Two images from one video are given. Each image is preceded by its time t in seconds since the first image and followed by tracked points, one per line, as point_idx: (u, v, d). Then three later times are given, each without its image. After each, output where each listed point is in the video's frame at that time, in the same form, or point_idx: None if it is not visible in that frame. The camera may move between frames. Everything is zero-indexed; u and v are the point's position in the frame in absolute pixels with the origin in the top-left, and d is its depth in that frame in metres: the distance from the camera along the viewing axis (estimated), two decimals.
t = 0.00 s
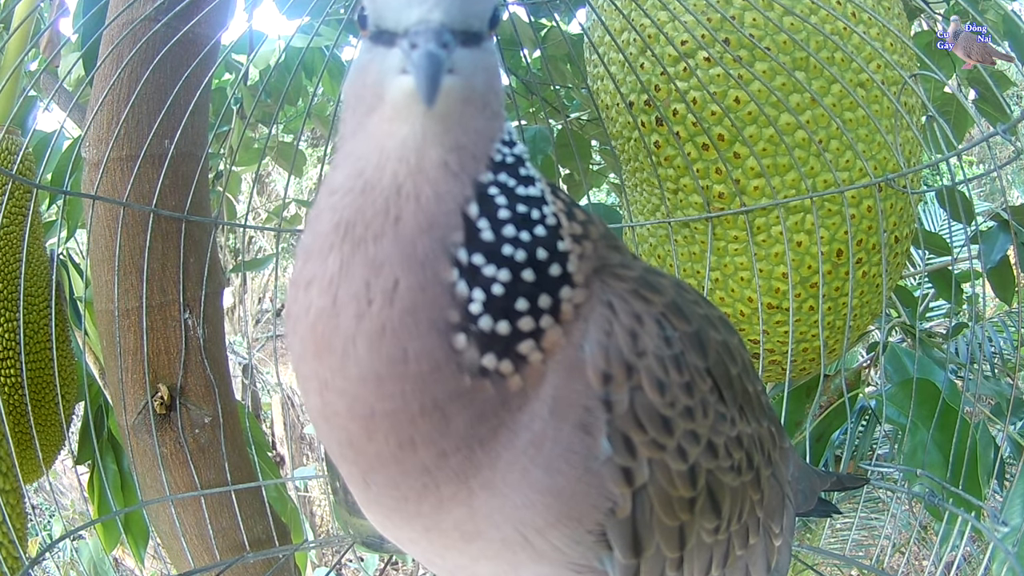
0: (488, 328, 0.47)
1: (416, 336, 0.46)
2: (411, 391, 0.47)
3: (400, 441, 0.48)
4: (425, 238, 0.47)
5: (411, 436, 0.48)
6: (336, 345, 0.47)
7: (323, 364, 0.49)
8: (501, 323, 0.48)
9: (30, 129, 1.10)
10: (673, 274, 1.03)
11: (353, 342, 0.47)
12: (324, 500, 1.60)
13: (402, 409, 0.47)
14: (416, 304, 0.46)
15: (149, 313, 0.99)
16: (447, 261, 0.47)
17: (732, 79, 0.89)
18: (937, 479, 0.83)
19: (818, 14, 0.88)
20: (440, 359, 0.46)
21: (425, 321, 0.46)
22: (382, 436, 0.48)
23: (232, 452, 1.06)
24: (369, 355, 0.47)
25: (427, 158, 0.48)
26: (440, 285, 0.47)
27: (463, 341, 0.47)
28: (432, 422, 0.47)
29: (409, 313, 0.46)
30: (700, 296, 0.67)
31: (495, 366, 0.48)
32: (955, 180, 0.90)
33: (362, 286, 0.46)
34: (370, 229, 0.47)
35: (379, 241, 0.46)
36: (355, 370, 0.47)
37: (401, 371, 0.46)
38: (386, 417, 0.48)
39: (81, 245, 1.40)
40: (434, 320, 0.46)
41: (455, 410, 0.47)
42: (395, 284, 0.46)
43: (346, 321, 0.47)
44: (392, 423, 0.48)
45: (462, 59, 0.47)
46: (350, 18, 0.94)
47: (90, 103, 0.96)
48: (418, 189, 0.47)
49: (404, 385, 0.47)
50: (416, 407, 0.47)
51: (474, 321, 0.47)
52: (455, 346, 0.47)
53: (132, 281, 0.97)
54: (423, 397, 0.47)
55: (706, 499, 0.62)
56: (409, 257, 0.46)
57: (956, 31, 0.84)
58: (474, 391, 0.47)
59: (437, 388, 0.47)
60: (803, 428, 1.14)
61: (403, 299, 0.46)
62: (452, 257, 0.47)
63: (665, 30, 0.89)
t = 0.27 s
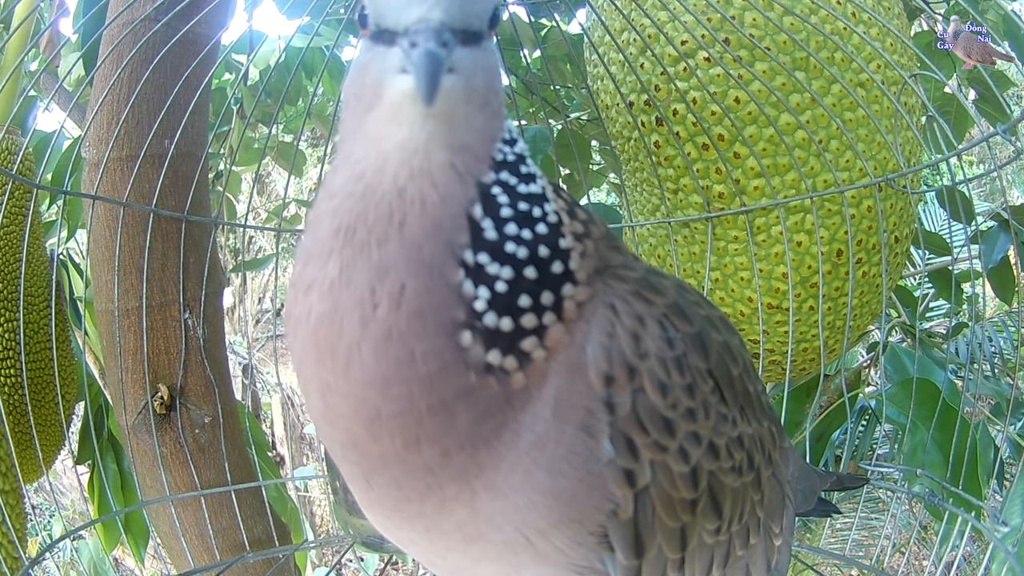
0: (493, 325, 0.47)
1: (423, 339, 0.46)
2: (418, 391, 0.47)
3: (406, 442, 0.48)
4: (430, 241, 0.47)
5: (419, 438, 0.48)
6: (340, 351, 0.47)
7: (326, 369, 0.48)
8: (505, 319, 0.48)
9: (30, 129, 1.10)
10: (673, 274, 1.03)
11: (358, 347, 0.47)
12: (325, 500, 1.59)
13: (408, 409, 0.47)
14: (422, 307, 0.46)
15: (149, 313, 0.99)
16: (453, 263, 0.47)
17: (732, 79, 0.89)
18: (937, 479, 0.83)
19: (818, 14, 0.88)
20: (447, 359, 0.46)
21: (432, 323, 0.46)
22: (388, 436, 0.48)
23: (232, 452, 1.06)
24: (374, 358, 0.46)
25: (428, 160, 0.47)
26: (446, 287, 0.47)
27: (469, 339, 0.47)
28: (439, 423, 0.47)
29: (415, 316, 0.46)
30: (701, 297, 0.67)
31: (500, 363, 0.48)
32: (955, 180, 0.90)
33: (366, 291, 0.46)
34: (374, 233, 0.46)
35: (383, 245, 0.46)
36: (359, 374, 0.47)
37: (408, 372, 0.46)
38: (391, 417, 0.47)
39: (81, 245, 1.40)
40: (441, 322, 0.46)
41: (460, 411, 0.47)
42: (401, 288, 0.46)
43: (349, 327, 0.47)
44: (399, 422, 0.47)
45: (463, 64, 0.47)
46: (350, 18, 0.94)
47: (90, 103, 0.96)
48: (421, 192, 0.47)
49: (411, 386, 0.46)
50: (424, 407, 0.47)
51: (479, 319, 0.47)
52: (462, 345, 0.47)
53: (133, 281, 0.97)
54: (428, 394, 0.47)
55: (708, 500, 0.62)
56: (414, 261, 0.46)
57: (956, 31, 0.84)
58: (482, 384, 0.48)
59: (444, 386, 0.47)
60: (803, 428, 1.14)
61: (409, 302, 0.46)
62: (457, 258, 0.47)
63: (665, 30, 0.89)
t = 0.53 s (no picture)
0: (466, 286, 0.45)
1: (402, 319, 0.44)
2: (410, 366, 0.45)
3: (422, 429, 0.46)
4: (367, 229, 0.44)
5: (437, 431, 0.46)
6: (327, 356, 0.46)
7: (319, 374, 0.47)
8: (485, 280, 0.45)
9: (30, 129, 1.10)
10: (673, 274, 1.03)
11: (341, 348, 0.45)
12: (324, 500, 1.60)
13: (404, 389, 0.45)
14: (386, 288, 0.44)
15: (149, 313, 0.99)
16: (394, 242, 0.45)
17: (732, 79, 0.89)
18: (937, 479, 0.83)
19: (818, 15, 0.88)
20: (429, 328, 0.45)
21: (403, 302, 0.44)
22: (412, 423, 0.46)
23: (232, 452, 1.06)
24: (358, 352, 0.45)
25: (355, 144, 0.45)
26: (402, 265, 0.44)
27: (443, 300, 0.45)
28: (462, 421, 0.46)
29: (386, 306, 0.44)
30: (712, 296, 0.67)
31: (483, 309, 0.45)
32: (954, 180, 0.89)
33: (331, 295, 0.44)
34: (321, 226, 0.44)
35: (329, 237, 0.44)
36: (349, 369, 0.45)
37: (393, 356, 0.44)
38: (391, 400, 0.46)
39: (81, 245, 1.40)
40: (409, 298, 0.44)
41: (480, 409, 0.46)
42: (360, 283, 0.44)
43: (325, 333, 0.45)
44: (399, 404, 0.46)
45: (393, 60, 0.46)
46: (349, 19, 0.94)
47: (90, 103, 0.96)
48: (346, 180, 0.44)
49: (399, 365, 0.45)
50: (436, 391, 0.45)
51: (446, 276, 0.45)
52: (440, 304, 0.45)
53: (133, 281, 0.97)
54: (450, 386, 0.45)
55: (722, 497, 0.62)
56: (360, 253, 0.44)
57: (956, 31, 0.84)
58: (508, 378, 0.46)
59: (433, 350, 0.45)
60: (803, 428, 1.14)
61: (372, 294, 0.44)
62: (398, 235, 0.45)
63: (665, 30, 0.89)
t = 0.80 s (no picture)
0: (410, 347, 0.44)
1: (341, 381, 0.45)
2: (364, 424, 0.46)
3: (428, 438, 0.46)
4: (311, 293, 0.45)
5: (462, 429, 0.45)
6: (294, 412, 0.48)
7: (293, 426, 0.49)
8: (425, 336, 0.44)
9: (30, 129, 1.10)
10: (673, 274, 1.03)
11: (300, 405, 0.47)
12: (325, 500, 1.60)
13: (368, 442, 0.46)
14: (331, 351, 0.45)
15: (149, 313, 0.99)
16: (339, 304, 0.45)
17: (732, 79, 0.89)
18: (937, 478, 0.82)
19: (818, 15, 0.88)
20: (375, 391, 0.45)
21: (346, 363, 0.45)
22: (418, 433, 0.45)
23: (232, 452, 1.06)
24: (312, 409, 0.46)
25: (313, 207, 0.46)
26: (343, 329, 0.45)
27: (391, 364, 0.45)
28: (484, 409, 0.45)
29: (325, 367, 0.45)
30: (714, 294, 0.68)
31: (433, 377, 0.44)
32: (954, 180, 0.89)
33: (282, 354, 0.47)
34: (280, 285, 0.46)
35: (284, 300, 0.46)
36: (312, 420, 0.47)
37: (343, 413, 0.46)
38: (360, 452, 0.47)
39: (81, 244, 1.40)
40: (352, 362, 0.45)
41: (500, 400, 0.45)
42: (303, 343, 0.46)
43: (285, 390, 0.47)
44: (368, 454, 0.47)
45: (352, 108, 0.46)
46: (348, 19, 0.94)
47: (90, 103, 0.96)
48: (292, 247, 0.46)
49: (355, 422, 0.46)
50: (433, 405, 0.45)
51: (395, 343, 0.44)
52: (384, 370, 0.45)
53: (132, 281, 0.97)
54: (461, 388, 0.45)
55: (733, 487, 0.62)
56: (301, 317, 0.45)
57: (956, 31, 0.84)
58: (532, 363, 0.46)
59: (386, 411, 0.45)
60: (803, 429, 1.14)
61: (313, 357, 0.45)
62: (342, 298, 0.45)
63: (665, 30, 0.89)
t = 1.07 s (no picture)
0: (406, 392, 0.45)
1: (330, 414, 0.46)
2: (355, 458, 0.46)
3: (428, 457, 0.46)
4: (303, 318, 0.45)
5: (459, 467, 0.46)
6: (284, 431, 0.49)
7: (285, 442, 0.50)
8: (426, 380, 0.44)
9: (30, 129, 1.10)
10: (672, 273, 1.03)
11: (290, 426, 0.48)
12: (325, 499, 1.60)
13: (359, 474, 0.47)
14: (324, 383, 0.45)
15: (149, 313, 0.99)
16: (331, 336, 0.45)
17: (732, 79, 0.89)
18: (937, 479, 0.82)
19: (818, 15, 0.88)
20: (365, 428, 0.45)
21: (337, 397, 0.45)
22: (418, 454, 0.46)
23: (232, 452, 1.06)
24: (302, 432, 0.47)
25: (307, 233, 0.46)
26: (336, 363, 0.45)
27: (385, 406, 0.45)
28: (483, 444, 0.46)
29: (314, 395, 0.46)
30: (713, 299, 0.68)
31: (432, 423, 0.45)
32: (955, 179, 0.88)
33: (272, 374, 0.47)
34: (271, 309, 0.46)
35: (273, 323, 0.46)
36: (304, 444, 0.48)
37: (332, 444, 0.46)
38: (353, 480, 0.48)
39: (81, 244, 1.40)
40: (345, 394, 0.45)
41: (498, 419, 0.46)
42: (293, 367, 0.46)
43: (275, 408, 0.48)
44: (360, 484, 0.48)
45: (352, 129, 0.46)
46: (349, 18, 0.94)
47: (90, 103, 0.96)
48: (285, 270, 0.46)
49: (347, 452, 0.46)
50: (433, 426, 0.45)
51: (391, 387, 0.45)
52: (379, 411, 0.45)
53: (133, 281, 0.97)
54: (457, 409, 0.45)
55: (721, 500, 0.62)
56: (290, 339, 0.46)
57: (956, 31, 0.84)
58: (532, 391, 0.46)
59: (377, 449, 0.46)
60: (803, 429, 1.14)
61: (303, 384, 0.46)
62: (336, 330, 0.45)
63: (665, 30, 0.89)
